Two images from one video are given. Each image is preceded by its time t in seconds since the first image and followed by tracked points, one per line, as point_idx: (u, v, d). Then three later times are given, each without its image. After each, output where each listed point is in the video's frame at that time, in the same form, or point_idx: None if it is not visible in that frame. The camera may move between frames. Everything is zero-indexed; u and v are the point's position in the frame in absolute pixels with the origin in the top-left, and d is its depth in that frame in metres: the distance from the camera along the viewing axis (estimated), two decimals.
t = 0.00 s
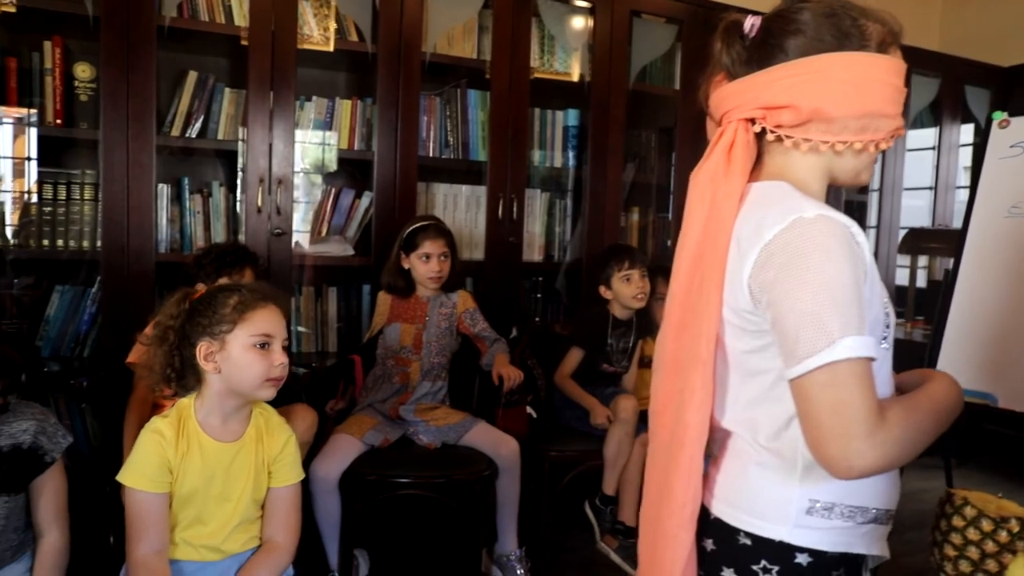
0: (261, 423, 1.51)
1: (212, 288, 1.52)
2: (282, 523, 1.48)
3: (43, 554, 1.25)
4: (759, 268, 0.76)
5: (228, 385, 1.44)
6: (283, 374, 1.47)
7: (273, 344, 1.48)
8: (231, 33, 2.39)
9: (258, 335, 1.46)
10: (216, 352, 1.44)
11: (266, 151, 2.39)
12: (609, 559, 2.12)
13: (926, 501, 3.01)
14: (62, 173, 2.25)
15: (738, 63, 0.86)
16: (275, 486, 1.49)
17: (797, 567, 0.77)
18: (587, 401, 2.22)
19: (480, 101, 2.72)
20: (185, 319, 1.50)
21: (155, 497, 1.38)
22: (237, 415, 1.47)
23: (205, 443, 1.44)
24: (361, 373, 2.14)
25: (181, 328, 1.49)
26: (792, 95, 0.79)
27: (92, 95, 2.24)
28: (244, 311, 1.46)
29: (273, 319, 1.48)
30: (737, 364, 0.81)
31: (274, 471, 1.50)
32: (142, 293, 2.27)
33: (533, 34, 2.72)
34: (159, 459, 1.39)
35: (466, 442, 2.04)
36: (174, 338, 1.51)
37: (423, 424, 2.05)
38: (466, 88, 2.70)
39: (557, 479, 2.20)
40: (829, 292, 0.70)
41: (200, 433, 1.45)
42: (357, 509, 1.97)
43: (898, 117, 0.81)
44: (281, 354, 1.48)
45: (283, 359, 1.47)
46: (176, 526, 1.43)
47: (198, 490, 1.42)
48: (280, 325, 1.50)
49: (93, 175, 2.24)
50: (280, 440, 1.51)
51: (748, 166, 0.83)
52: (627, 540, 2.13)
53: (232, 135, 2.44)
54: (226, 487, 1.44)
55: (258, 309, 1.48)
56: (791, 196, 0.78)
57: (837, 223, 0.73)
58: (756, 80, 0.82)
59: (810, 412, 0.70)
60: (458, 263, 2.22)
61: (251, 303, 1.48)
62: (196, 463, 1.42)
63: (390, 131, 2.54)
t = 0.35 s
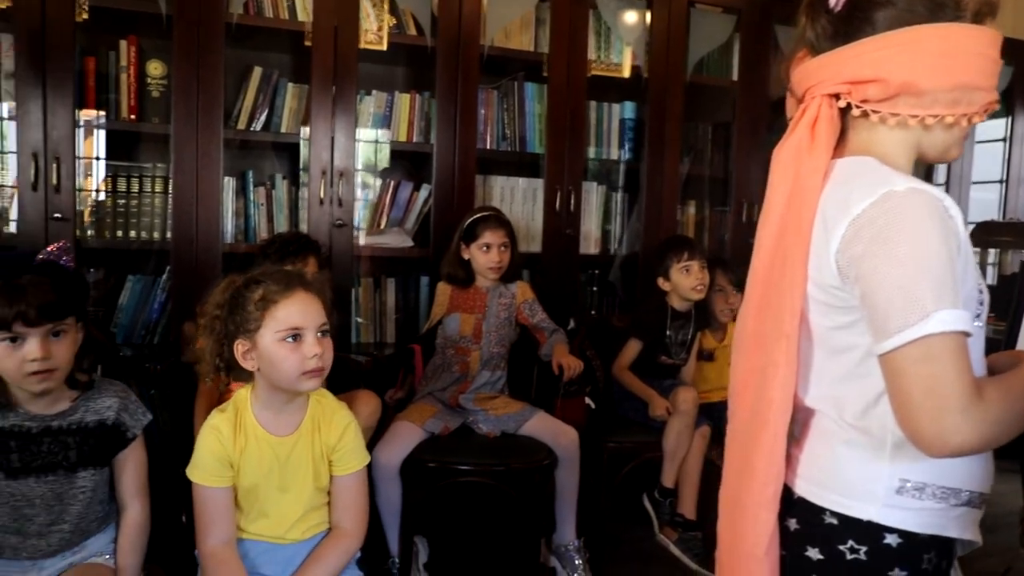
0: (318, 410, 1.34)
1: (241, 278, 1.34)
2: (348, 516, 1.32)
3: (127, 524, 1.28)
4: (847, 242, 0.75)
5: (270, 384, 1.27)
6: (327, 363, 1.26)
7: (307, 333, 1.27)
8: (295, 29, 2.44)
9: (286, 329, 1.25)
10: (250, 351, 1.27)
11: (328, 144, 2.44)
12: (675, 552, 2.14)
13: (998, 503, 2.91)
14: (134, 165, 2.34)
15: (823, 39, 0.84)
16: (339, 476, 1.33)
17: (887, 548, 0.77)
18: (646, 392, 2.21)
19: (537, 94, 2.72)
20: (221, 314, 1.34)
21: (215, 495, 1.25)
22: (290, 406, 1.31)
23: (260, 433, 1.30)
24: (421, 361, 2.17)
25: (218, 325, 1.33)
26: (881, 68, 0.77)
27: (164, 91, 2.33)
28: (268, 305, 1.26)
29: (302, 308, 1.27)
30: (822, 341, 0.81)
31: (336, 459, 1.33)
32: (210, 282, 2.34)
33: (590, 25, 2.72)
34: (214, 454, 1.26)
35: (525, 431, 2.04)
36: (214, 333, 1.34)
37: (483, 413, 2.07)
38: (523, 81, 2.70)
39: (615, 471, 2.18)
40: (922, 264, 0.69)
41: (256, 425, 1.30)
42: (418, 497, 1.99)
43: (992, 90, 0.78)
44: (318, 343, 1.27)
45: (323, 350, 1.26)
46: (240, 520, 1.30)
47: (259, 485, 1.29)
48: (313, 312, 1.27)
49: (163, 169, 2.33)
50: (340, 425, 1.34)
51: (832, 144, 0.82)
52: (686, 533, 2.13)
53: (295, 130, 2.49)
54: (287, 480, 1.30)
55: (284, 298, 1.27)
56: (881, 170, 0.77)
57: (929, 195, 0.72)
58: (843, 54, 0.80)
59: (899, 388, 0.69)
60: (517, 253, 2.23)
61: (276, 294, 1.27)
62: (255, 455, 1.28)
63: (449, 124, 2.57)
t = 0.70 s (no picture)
0: (386, 388, 1.34)
1: (308, 258, 1.33)
2: (416, 495, 1.31)
3: (204, 496, 1.31)
4: (937, 208, 0.74)
5: (341, 360, 1.26)
6: (398, 338, 1.25)
7: (377, 308, 1.26)
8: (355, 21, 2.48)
9: (357, 303, 1.24)
10: (321, 327, 1.26)
11: (388, 135, 2.48)
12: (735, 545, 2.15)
13: None
14: (201, 157, 2.40)
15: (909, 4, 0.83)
16: (406, 454, 1.32)
17: (977, 521, 0.76)
18: (705, 382, 2.19)
19: (593, 85, 2.72)
20: (289, 295, 1.33)
21: (285, 469, 1.26)
22: (359, 383, 1.30)
23: (329, 410, 1.30)
24: (479, 347, 2.19)
25: (286, 306, 1.33)
26: (972, 31, 0.76)
27: (231, 84, 2.39)
28: (338, 281, 1.26)
29: (372, 283, 1.26)
30: (907, 311, 0.80)
31: (404, 438, 1.32)
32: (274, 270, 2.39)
33: (647, 15, 2.71)
34: (285, 431, 1.26)
35: (585, 418, 2.05)
36: (282, 313, 1.34)
37: (541, 399, 2.09)
38: (580, 72, 2.70)
39: (673, 460, 2.17)
40: (1017, 228, 0.67)
41: (326, 401, 1.30)
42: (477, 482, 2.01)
43: None
44: (388, 318, 1.26)
45: (393, 324, 1.25)
46: (308, 495, 1.31)
47: (329, 461, 1.29)
48: (382, 287, 1.27)
49: (229, 159, 2.39)
50: (407, 404, 1.33)
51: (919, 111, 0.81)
52: (746, 523, 2.13)
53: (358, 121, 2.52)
54: (356, 457, 1.30)
55: (353, 275, 1.26)
56: (972, 135, 0.75)
57: None
58: (932, 18, 0.79)
59: (992, 355, 0.68)
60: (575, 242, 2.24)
61: (345, 270, 1.27)
62: (324, 432, 1.28)
63: (505, 115, 2.59)
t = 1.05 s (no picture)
0: (461, 365, 1.36)
1: (387, 236, 1.38)
2: (490, 470, 1.33)
3: (282, 470, 1.36)
4: None
5: (418, 334, 1.30)
6: (473, 313, 1.28)
7: (454, 284, 1.29)
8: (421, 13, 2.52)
9: (434, 278, 1.28)
10: (399, 301, 1.30)
11: (453, 125, 2.50)
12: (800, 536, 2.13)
13: None
14: (271, 147, 2.46)
15: None
16: (480, 430, 1.34)
17: None
18: (772, 372, 2.17)
19: (657, 74, 2.70)
20: (367, 272, 1.38)
21: (363, 443, 1.29)
22: (435, 358, 1.33)
23: (407, 385, 1.32)
24: (544, 335, 2.20)
25: (365, 282, 1.37)
26: None
27: (300, 77, 2.45)
28: (417, 255, 1.30)
29: (449, 259, 1.29)
30: (1008, 281, 0.78)
31: (478, 414, 1.34)
32: (342, 257, 2.44)
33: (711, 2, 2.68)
34: (364, 405, 1.29)
35: (650, 405, 2.05)
36: (361, 290, 1.39)
37: (605, 387, 2.09)
38: (642, 61, 2.69)
39: (738, 451, 2.14)
40: None
41: (403, 377, 1.32)
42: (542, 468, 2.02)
43: None
44: (465, 293, 1.29)
45: (469, 300, 1.28)
46: (384, 468, 1.34)
47: (406, 436, 1.31)
48: (459, 263, 1.30)
49: (298, 150, 2.45)
50: (481, 379, 1.35)
51: None
52: (815, 515, 2.11)
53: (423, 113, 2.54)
54: (432, 432, 1.32)
55: (431, 250, 1.30)
56: None
57: None
58: None
59: None
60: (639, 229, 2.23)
61: (423, 246, 1.31)
62: (401, 406, 1.31)
63: (569, 104, 2.59)
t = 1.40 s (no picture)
0: (526, 352, 1.37)
1: (454, 224, 1.40)
2: (554, 458, 1.34)
3: (351, 455, 1.39)
4: None
5: (484, 318, 1.31)
6: (540, 298, 1.29)
7: (521, 268, 1.30)
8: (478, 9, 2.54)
9: (502, 262, 1.29)
10: (466, 285, 1.32)
11: (510, 119, 2.52)
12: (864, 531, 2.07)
13: None
14: (332, 143, 2.51)
15: None
16: (544, 417, 1.35)
17: None
18: (833, 367, 2.11)
19: (714, 67, 2.67)
20: (434, 259, 1.41)
21: (431, 427, 1.31)
22: (501, 344, 1.35)
23: (474, 371, 1.34)
24: (601, 329, 2.20)
25: (432, 270, 1.40)
26: None
27: (360, 73, 2.49)
28: (486, 240, 1.32)
29: (517, 244, 1.31)
30: None
31: (542, 401, 1.35)
32: (400, 250, 2.48)
33: None
34: (432, 390, 1.31)
35: (709, 399, 2.04)
36: (428, 276, 1.41)
37: (663, 379, 2.08)
38: (699, 54, 2.67)
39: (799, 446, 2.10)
40: None
41: (470, 363, 1.34)
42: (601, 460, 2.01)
43: None
44: (531, 278, 1.30)
45: (535, 284, 1.29)
46: (450, 453, 1.36)
47: (472, 422, 1.33)
48: (526, 248, 1.31)
49: (357, 145, 2.49)
50: (546, 367, 1.36)
51: None
52: (881, 514, 2.03)
53: (480, 107, 2.56)
54: (497, 418, 1.33)
55: (498, 236, 1.32)
56: None
57: None
58: None
59: None
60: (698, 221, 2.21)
61: (491, 231, 1.33)
62: (467, 391, 1.32)
63: (625, 98, 2.58)
